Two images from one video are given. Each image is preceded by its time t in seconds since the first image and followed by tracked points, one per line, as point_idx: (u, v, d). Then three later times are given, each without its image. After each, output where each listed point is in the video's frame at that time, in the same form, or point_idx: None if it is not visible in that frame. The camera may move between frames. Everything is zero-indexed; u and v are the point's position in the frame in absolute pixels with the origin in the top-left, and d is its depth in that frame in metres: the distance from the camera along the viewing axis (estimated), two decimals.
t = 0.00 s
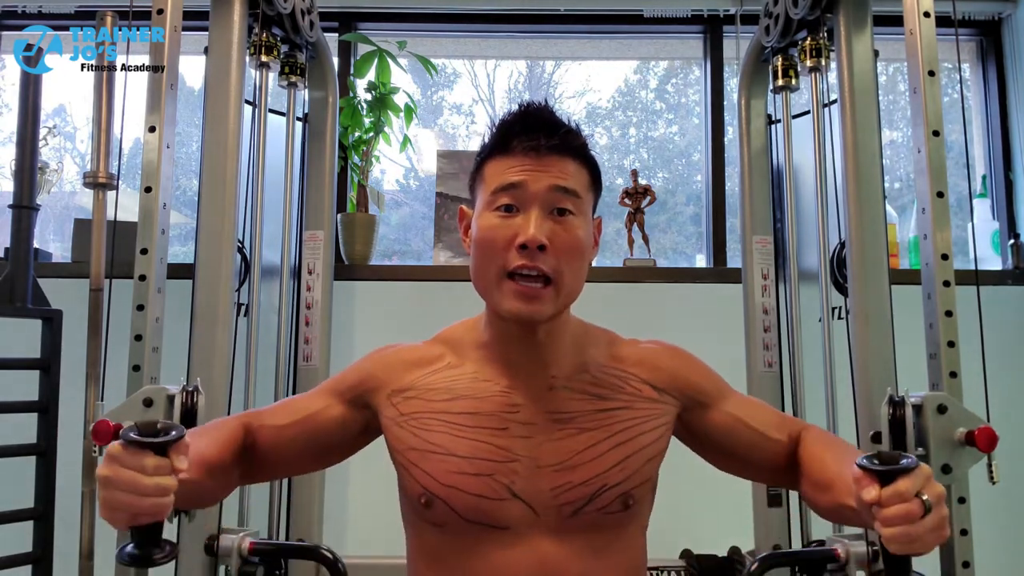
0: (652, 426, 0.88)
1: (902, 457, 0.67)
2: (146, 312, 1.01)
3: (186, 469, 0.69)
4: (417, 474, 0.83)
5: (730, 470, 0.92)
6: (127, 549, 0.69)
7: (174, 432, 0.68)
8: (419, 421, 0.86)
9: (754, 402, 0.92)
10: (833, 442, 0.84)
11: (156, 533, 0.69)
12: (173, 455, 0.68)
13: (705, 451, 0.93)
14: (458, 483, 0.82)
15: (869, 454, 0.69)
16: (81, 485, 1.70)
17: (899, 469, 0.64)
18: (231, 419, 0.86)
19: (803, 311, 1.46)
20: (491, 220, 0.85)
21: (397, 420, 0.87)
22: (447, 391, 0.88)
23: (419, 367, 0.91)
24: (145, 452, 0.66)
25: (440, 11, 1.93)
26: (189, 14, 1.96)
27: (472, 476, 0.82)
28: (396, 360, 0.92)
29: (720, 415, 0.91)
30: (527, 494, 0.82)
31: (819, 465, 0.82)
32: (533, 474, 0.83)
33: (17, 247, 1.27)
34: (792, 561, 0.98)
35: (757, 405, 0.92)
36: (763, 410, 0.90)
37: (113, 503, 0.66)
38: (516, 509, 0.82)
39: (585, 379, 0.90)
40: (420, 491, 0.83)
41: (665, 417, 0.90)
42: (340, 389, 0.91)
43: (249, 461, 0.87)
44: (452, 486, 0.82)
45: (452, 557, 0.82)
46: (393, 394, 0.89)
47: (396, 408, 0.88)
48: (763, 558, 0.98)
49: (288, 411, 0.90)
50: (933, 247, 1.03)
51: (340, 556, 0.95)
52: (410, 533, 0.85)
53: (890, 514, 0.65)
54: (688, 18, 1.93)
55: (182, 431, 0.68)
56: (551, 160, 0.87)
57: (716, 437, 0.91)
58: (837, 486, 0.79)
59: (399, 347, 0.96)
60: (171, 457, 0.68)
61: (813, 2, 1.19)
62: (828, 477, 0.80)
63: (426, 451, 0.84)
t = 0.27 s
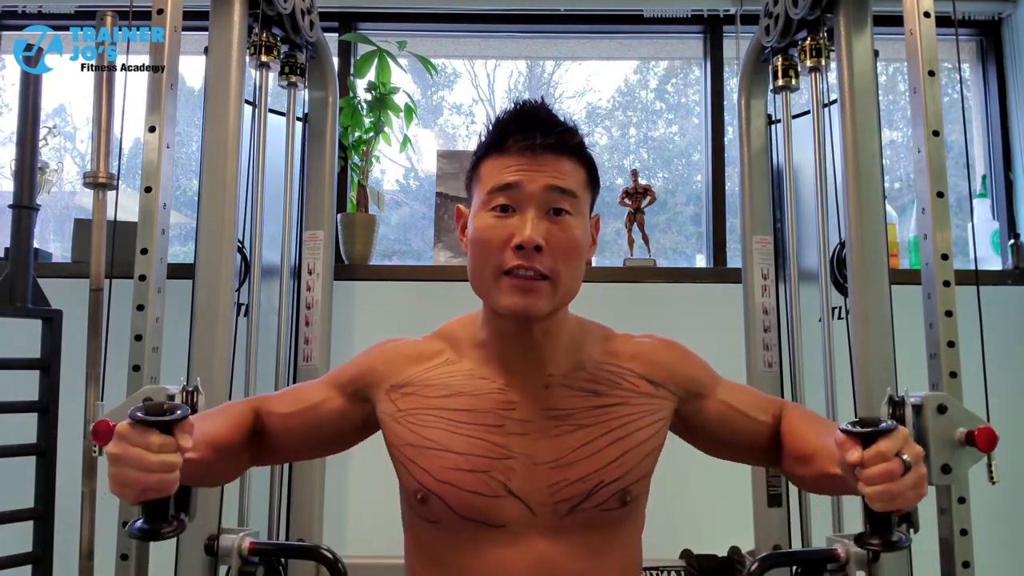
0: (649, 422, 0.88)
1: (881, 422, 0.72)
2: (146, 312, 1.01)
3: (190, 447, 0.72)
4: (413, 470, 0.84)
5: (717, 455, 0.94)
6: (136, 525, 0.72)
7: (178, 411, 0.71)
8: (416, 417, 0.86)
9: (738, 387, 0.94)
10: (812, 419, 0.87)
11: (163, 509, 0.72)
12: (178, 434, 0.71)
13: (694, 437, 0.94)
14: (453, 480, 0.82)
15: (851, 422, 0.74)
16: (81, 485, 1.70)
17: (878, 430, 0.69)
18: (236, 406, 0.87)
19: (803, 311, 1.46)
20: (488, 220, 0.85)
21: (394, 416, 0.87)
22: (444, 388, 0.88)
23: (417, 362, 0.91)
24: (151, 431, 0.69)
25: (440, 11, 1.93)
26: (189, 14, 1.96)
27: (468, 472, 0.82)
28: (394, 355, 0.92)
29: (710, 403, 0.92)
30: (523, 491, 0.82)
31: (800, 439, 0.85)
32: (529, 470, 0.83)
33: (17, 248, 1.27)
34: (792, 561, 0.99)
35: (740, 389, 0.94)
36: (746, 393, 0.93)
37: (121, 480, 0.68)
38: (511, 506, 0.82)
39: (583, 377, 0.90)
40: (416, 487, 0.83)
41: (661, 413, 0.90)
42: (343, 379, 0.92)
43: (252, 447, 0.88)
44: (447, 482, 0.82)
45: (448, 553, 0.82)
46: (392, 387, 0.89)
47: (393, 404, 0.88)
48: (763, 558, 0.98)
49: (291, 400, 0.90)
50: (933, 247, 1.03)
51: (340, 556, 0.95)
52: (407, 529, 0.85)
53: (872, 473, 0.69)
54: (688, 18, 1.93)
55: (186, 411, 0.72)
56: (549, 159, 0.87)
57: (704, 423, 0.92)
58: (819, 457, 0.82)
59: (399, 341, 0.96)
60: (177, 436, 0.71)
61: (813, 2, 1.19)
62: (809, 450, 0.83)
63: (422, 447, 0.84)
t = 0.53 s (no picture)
0: (648, 422, 0.89)
1: (865, 405, 0.73)
2: (146, 312, 1.01)
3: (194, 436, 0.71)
4: (412, 469, 0.83)
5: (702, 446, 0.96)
6: (144, 512, 0.72)
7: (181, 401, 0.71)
8: (416, 416, 0.86)
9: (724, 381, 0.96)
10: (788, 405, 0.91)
11: (171, 497, 0.72)
12: (181, 423, 0.71)
13: (679, 431, 0.95)
14: (453, 480, 0.82)
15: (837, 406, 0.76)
16: (81, 485, 1.70)
17: (862, 413, 0.71)
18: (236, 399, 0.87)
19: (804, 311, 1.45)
20: (488, 222, 0.85)
21: (394, 414, 0.87)
22: (443, 387, 0.88)
23: (416, 361, 0.91)
24: (154, 421, 0.69)
25: (440, 10, 1.93)
26: (189, 14, 1.96)
27: (468, 472, 0.82)
28: (394, 353, 0.92)
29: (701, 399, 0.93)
30: (523, 491, 0.82)
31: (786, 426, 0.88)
32: (530, 470, 0.83)
33: (17, 248, 1.27)
34: (792, 561, 0.99)
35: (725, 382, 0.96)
36: (730, 385, 0.95)
37: (127, 470, 0.68)
38: (510, 506, 0.82)
39: (582, 378, 0.90)
40: (415, 486, 0.83)
41: (659, 412, 0.90)
42: (345, 372, 0.92)
43: (255, 440, 0.89)
44: (446, 482, 0.82)
45: (447, 553, 0.82)
46: (393, 383, 0.89)
47: (393, 402, 0.88)
48: (763, 558, 0.98)
49: (293, 393, 0.90)
50: (933, 247, 1.03)
51: (340, 556, 0.95)
52: (405, 528, 0.85)
53: (856, 454, 0.71)
54: (688, 18, 1.93)
55: (189, 401, 0.71)
56: (549, 160, 0.87)
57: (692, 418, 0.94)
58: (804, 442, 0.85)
59: (400, 338, 0.95)
60: (180, 426, 0.70)
61: (813, 2, 1.19)
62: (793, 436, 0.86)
63: (422, 446, 0.84)
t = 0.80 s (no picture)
0: (647, 421, 0.89)
1: (867, 394, 0.75)
2: (146, 312, 1.01)
3: (179, 432, 0.71)
4: (411, 469, 0.83)
5: (691, 440, 0.97)
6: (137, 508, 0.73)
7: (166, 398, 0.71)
8: (415, 415, 0.86)
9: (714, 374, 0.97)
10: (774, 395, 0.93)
11: (162, 492, 0.73)
12: (167, 420, 0.70)
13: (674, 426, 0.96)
14: (451, 480, 0.82)
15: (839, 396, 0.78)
16: (81, 485, 1.70)
17: (865, 401, 0.73)
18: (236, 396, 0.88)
19: (804, 311, 1.45)
20: (483, 221, 0.85)
21: (393, 413, 0.87)
22: (443, 386, 0.88)
23: (416, 359, 0.91)
24: (139, 418, 0.69)
25: (440, 11, 1.93)
26: (189, 14, 1.96)
27: (466, 472, 0.82)
28: (393, 350, 0.92)
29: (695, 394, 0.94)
30: (522, 491, 0.82)
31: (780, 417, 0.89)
32: (529, 471, 0.83)
33: (17, 248, 1.26)
34: (792, 561, 0.99)
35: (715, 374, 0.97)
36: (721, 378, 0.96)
37: (118, 467, 0.68)
38: (509, 506, 0.82)
39: (582, 377, 0.90)
40: (413, 485, 0.83)
41: (659, 410, 0.90)
42: (348, 367, 0.92)
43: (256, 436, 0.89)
44: (445, 482, 0.82)
45: (445, 552, 0.82)
46: (393, 381, 0.89)
47: (393, 401, 0.88)
48: (763, 558, 0.98)
49: (297, 388, 0.91)
50: (933, 247, 1.03)
51: (340, 556, 0.95)
52: (404, 527, 0.85)
53: (858, 441, 0.72)
54: (688, 18, 1.93)
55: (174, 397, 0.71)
56: (546, 159, 0.87)
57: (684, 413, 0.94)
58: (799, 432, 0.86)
59: (400, 335, 0.95)
60: (166, 422, 0.70)
61: (813, 2, 1.18)
62: (787, 428, 0.88)
63: (420, 446, 0.84)
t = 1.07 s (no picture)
0: (645, 420, 0.89)
1: (867, 389, 0.77)
2: (146, 312, 1.01)
3: (171, 424, 0.71)
4: (409, 468, 0.83)
5: (682, 436, 0.98)
6: (132, 499, 0.74)
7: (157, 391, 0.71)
8: (413, 414, 0.86)
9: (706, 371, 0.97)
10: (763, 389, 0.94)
11: (156, 483, 0.74)
12: (159, 411, 0.71)
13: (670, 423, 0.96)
14: (448, 480, 0.82)
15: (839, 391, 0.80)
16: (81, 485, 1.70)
17: (867, 395, 0.75)
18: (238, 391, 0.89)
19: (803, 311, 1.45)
20: (481, 221, 0.85)
21: (392, 412, 0.87)
22: (441, 384, 0.88)
23: (414, 358, 0.91)
24: (131, 411, 0.69)
25: (440, 11, 1.93)
26: (189, 14, 1.96)
27: (464, 472, 0.82)
28: (391, 348, 0.91)
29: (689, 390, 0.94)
30: (519, 491, 0.82)
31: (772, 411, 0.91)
32: (527, 471, 0.83)
33: (17, 248, 1.27)
34: (792, 561, 0.99)
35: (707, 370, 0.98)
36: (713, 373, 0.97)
37: (112, 458, 0.69)
38: (507, 506, 0.82)
39: (580, 376, 0.90)
40: (411, 484, 0.83)
41: (656, 408, 0.90)
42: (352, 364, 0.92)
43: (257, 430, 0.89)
44: (442, 482, 0.82)
45: (442, 551, 0.82)
46: (393, 378, 0.89)
47: (392, 399, 0.88)
48: (763, 558, 0.98)
49: (301, 384, 0.91)
50: (933, 247, 1.03)
51: (340, 557, 0.95)
52: (401, 526, 0.86)
53: (860, 435, 0.74)
54: (687, 18, 1.93)
55: (165, 390, 0.72)
56: (545, 158, 0.87)
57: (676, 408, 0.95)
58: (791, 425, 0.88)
59: (400, 333, 0.95)
60: (157, 414, 0.71)
61: (813, 2, 1.18)
62: (780, 422, 0.89)
63: (418, 445, 0.84)
